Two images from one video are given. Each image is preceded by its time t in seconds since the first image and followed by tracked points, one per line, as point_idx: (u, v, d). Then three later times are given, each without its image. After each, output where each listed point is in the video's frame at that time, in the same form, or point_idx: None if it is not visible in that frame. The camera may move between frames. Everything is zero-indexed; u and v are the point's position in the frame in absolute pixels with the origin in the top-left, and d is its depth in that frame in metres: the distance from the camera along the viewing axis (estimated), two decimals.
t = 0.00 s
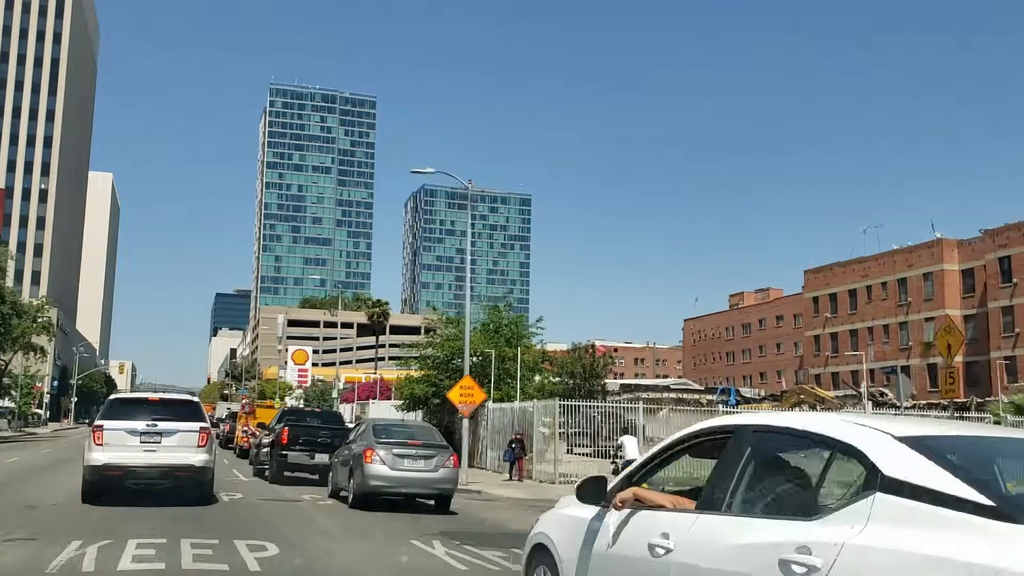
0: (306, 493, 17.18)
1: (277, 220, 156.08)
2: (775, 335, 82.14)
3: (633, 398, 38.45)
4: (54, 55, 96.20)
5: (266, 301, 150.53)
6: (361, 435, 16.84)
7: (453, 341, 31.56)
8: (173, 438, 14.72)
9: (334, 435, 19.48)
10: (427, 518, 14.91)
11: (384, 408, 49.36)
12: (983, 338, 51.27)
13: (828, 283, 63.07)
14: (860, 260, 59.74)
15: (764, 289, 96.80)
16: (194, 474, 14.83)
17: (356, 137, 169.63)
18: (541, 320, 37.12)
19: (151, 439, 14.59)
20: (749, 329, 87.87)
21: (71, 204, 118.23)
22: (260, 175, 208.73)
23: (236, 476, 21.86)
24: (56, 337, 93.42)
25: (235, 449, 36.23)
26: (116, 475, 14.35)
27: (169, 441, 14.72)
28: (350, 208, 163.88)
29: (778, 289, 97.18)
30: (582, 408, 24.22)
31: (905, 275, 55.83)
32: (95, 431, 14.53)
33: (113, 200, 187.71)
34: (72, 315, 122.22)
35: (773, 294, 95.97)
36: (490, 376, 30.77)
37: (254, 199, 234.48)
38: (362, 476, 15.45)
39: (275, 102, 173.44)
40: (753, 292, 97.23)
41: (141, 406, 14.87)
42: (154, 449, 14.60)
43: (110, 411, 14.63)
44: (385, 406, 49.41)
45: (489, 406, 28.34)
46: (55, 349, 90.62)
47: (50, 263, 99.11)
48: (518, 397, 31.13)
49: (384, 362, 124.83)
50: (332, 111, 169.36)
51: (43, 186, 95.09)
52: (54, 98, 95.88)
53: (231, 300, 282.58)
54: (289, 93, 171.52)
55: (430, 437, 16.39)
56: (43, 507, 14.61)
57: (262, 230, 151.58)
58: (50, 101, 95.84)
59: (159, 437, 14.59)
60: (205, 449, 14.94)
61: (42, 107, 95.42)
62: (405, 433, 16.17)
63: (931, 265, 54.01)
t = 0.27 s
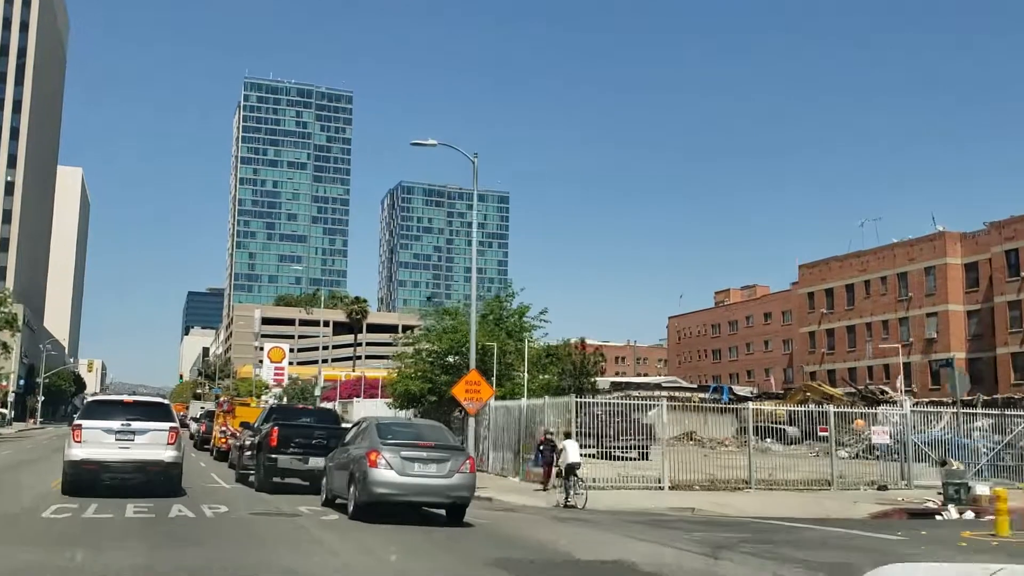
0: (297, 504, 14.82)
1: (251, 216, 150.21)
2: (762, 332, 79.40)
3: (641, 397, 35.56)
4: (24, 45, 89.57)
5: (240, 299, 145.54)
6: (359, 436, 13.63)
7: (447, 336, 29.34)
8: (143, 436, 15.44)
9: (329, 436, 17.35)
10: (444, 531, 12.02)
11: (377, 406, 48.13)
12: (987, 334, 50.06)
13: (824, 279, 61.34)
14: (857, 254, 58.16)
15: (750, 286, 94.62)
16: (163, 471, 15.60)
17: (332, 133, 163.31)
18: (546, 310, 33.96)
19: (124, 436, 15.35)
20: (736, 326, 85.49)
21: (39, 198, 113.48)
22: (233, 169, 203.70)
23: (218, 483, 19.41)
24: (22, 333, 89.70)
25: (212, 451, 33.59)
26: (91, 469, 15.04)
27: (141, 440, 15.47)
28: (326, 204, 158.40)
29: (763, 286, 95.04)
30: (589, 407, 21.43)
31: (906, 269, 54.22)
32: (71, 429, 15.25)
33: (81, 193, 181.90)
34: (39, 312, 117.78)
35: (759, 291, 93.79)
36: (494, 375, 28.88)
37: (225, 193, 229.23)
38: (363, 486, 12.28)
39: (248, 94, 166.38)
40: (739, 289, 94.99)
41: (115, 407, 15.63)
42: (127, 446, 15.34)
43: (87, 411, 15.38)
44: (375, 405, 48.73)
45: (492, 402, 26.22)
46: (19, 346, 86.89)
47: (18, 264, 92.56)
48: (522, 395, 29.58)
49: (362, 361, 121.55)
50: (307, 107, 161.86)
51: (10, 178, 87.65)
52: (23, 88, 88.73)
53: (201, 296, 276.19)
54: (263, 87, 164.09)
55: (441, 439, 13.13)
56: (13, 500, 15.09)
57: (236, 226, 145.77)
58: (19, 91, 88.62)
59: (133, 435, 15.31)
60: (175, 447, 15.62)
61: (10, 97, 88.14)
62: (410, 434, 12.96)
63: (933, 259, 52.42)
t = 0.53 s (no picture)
0: (291, 511, 13.98)
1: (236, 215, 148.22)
2: (752, 333, 78.36)
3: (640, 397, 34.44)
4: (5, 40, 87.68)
5: (224, 299, 143.69)
6: (359, 437, 12.81)
7: (443, 334, 28.42)
8: (128, 436, 16.67)
9: (323, 438, 16.54)
10: (450, 539, 11.21)
11: (368, 407, 47.21)
12: (981, 334, 49.66)
13: (816, 278, 60.82)
14: (850, 252, 57.70)
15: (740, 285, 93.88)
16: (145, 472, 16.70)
17: (317, 132, 160.64)
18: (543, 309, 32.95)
19: (108, 437, 16.52)
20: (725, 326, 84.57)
21: (21, 197, 111.45)
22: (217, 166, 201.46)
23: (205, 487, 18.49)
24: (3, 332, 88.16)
25: (197, 453, 32.54)
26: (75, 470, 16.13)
27: (125, 440, 16.58)
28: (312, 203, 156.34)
29: (752, 286, 94.33)
30: (589, 408, 20.47)
31: (899, 268, 53.77)
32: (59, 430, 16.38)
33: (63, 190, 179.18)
34: (20, 312, 115.90)
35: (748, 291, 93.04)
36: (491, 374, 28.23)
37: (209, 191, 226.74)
38: (364, 492, 11.45)
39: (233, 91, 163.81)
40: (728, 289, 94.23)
41: (99, 410, 16.76)
42: (111, 445, 16.47)
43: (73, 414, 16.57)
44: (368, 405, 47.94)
45: (489, 402, 25.41)
46: None
47: None
48: (519, 394, 28.98)
49: (348, 362, 120.13)
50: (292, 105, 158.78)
51: None
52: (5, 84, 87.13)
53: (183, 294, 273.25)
54: (248, 85, 160.86)
55: (447, 441, 12.34)
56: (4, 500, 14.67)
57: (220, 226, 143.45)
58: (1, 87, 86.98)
59: (116, 436, 16.44)
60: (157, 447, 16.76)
61: None
62: (413, 435, 12.15)
63: (927, 258, 51.98)
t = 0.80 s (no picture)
0: (306, 513, 13.98)
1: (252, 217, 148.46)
2: (770, 336, 77.67)
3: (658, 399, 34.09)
4: (25, 43, 88.04)
5: (241, 301, 143.95)
6: (376, 439, 12.75)
7: (458, 335, 28.45)
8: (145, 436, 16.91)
9: (339, 439, 16.55)
10: (467, 542, 11.15)
11: (384, 409, 47.19)
12: (1002, 337, 49.14)
13: (834, 281, 60.44)
14: (868, 255, 57.30)
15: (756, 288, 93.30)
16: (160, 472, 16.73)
17: (333, 135, 160.59)
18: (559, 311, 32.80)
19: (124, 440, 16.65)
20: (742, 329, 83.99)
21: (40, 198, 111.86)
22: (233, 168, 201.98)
23: (221, 488, 18.52)
24: (23, 333, 89.03)
25: (214, 454, 32.61)
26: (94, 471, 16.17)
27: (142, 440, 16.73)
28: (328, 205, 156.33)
29: (770, 289, 93.64)
30: (606, 411, 20.24)
31: (919, 271, 53.33)
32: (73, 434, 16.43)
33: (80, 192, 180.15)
34: (39, 313, 116.43)
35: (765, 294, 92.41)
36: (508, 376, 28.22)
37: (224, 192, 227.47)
38: (381, 495, 11.40)
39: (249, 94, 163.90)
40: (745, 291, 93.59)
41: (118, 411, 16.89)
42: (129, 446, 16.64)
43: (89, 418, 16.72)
44: (384, 407, 47.97)
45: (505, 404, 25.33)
46: (20, 347, 86.10)
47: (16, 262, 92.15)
48: (535, 396, 28.96)
49: (363, 364, 120.29)
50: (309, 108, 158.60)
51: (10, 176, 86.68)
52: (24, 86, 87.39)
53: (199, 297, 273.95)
54: (265, 88, 161.09)
55: (464, 444, 12.29)
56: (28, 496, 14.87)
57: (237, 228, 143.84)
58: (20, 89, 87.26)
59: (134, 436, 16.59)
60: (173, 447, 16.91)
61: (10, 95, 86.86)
62: (430, 438, 12.11)
63: (947, 261, 51.52)
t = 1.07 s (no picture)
0: (320, 512, 14.03)
1: (265, 218, 148.93)
2: (783, 337, 77.28)
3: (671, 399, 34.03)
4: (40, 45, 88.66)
5: (254, 301, 144.41)
6: (388, 439, 12.79)
7: (471, 335, 28.47)
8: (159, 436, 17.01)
9: (352, 439, 16.60)
10: (479, 541, 11.16)
11: (397, 409, 47.27)
12: (1018, 338, 48.72)
13: (849, 281, 60.09)
14: (882, 255, 56.93)
15: (769, 289, 92.96)
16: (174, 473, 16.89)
17: (346, 135, 160.62)
18: (571, 312, 32.71)
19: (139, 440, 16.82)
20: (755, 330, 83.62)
21: (55, 199, 112.61)
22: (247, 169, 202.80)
23: (235, 488, 18.61)
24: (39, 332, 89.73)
25: (228, 453, 32.76)
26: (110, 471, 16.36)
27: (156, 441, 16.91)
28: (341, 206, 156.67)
29: (783, 290, 93.20)
30: (618, 412, 20.19)
31: (933, 272, 52.95)
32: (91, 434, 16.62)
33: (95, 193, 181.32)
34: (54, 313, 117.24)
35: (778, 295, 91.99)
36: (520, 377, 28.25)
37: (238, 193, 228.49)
38: (394, 495, 11.43)
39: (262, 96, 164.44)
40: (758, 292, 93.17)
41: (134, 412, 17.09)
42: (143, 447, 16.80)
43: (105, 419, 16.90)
44: (396, 407, 47.99)
45: (517, 406, 25.36)
46: (36, 346, 86.74)
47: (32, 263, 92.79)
48: (547, 397, 28.98)
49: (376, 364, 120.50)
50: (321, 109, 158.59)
51: (26, 177, 87.28)
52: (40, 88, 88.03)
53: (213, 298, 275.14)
54: (278, 89, 161.61)
55: (476, 444, 12.29)
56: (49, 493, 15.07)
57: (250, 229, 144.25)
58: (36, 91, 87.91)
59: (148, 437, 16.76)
60: (187, 447, 16.92)
61: (26, 97, 87.47)
62: (443, 438, 12.13)
63: (962, 261, 51.16)
